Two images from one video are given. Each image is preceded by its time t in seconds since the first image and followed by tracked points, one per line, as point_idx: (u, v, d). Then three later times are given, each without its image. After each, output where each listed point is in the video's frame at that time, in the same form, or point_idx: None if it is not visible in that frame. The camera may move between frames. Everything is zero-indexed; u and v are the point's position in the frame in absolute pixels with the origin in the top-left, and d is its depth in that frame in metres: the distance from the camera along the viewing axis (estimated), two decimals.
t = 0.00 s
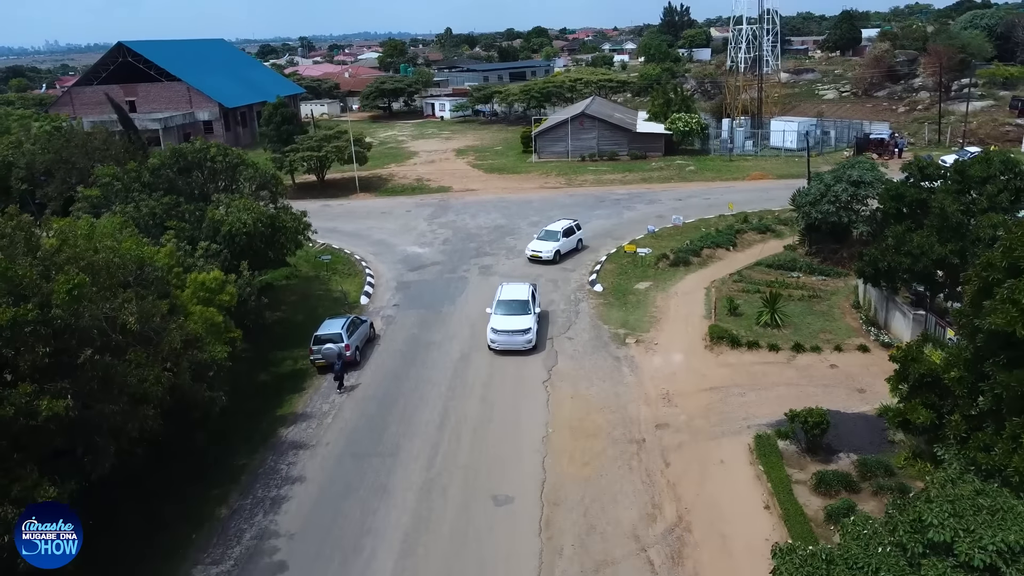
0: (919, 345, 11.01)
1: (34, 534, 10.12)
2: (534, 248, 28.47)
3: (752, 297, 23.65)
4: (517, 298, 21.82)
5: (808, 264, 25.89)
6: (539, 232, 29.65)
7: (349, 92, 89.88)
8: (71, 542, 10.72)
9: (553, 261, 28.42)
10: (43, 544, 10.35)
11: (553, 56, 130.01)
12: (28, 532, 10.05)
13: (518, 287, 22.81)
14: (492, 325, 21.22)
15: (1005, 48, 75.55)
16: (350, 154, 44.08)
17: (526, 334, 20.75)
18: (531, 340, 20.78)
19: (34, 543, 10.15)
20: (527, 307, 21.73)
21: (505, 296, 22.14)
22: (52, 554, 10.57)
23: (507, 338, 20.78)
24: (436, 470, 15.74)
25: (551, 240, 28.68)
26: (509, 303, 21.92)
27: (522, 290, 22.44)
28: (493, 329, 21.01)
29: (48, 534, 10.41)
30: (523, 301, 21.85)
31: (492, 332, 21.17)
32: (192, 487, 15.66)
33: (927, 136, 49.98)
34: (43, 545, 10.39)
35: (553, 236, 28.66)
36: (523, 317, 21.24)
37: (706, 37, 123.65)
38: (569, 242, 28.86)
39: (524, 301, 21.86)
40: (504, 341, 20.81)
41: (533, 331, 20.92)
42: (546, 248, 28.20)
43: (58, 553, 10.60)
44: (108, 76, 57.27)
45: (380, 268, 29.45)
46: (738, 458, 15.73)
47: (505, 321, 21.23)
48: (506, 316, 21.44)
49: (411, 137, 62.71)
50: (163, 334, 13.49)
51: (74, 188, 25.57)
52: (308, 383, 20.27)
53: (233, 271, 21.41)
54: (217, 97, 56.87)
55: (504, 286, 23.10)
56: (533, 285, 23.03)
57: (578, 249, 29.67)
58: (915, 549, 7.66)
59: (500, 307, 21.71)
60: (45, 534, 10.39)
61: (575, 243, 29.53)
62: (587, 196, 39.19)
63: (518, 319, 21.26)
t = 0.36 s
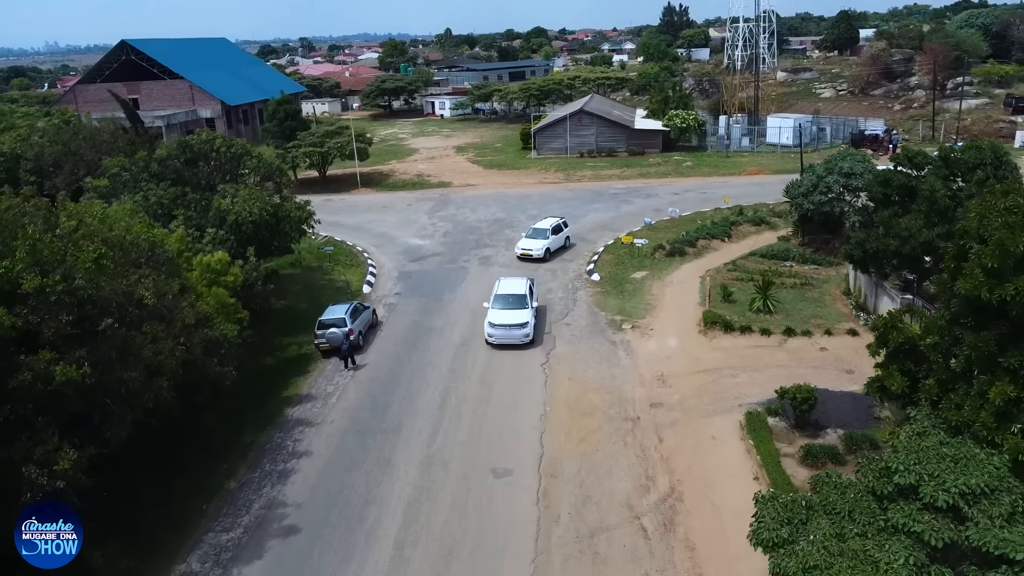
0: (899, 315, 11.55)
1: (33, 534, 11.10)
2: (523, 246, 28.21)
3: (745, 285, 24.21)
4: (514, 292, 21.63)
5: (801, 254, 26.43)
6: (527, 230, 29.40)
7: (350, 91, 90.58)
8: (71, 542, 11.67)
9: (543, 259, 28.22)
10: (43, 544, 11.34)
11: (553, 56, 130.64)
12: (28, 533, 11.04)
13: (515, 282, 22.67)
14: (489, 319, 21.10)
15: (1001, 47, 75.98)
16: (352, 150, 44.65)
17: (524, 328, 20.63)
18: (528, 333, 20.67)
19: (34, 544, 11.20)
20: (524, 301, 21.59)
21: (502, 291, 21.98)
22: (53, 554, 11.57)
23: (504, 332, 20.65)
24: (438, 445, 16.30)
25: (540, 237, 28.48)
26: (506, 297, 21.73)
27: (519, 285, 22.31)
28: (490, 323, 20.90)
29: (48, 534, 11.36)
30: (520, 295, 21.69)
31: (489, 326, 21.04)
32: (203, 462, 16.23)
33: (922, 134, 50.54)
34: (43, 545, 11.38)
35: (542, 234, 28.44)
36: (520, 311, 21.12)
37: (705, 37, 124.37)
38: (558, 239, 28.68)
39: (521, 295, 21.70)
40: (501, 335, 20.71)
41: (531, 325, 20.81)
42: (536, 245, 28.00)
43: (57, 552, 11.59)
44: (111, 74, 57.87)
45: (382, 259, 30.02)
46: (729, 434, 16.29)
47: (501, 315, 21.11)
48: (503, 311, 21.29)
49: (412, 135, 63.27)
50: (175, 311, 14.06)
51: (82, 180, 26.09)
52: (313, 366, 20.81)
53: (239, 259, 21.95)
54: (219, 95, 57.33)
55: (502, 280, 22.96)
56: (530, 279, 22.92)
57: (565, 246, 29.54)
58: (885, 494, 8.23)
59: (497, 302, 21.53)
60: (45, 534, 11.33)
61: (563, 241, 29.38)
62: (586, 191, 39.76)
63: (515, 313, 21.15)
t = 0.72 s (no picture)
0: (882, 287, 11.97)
1: (34, 534, 11.10)
2: (515, 244, 27.91)
3: (739, 275, 24.75)
4: (512, 287, 21.60)
5: (794, 245, 26.98)
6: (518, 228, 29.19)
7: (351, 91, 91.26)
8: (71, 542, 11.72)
9: (535, 257, 28.03)
10: (43, 544, 11.29)
11: (552, 57, 131.28)
12: (28, 532, 11.04)
13: (513, 276, 22.63)
14: (486, 313, 21.11)
15: (996, 47, 76.51)
16: (354, 147, 45.20)
17: (522, 323, 20.64)
18: (526, 329, 20.68)
19: (35, 543, 11.14)
20: (522, 296, 21.57)
21: (500, 286, 21.96)
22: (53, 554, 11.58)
23: (502, 326, 20.70)
24: (439, 424, 16.84)
25: (532, 236, 28.24)
26: (504, 292, 21.70)
27: (518, 280, 22.26)
28: (488, 317, 20.93)
29: (49, 534, 11.42)
30: (518, 290, 21.67)
31: (487, 321, 21.02)
32: (212, 440, 16.76)
33: (916, 132, 51.13)
34: (45, 546, 11.38)
35: (534, 232, 28.22)
36: (518, 306, 21.09)
37: (703, 38, 125.12)
38: (549, 238, 28.50)
39: (519, 290, 21.68)
40: (499, 329, 20.76)
41: (529, 320, 20.80)
42: (528, 244, 27.76)
43: (58, 552, 11.58)
44: (115, 73, 58.41)
45: (384, 252, 30.55)
46: (721, 413, 16.80)
47: (499, 310, 21.09)
48: (501, 305, 21.28)
49: (412, 133, 63.85)
50: (186, 291, 14.61)
51: (90, 172, 26.60)
52: (317, 351, 21.33)
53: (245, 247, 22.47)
54: (221, 93, 57.73)
55: (499, 275, 22.94)
56: (528, 274, 22.93)
57: (555, 246, 29.33)
58: (859, 448, 8.80)
59: (495, 296, 21.47)
60: (46, 534, 11.36)
61: (553, 239, 29.23)
62: (584, 187, 40.33)
63: (513, 308, 21.13)
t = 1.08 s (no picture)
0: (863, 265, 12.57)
1: (33, 534, 12.09)
2: (508, 243, 27.76)
3: (733, 266, 25.38)
4: (510, 283, 21.68)
5: (787, 238, 27.59)
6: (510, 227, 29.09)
7: (351, 91, 92.00)
8: (72, 542, 12.46)
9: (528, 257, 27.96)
10: (44, 543, 12.18)
11: (552, 59, 132.01)
12: (28, 532, 12.07)
13: (511, 273, 22.68)
14: (485, 309, 21.06)
15: (992, 48, 77.13)
16: (356, 144, 45.86)
17: (520, 319, 20.60)
18: (524, 324, 20.62)
19: (36, 543, 12.08)
20: (520, 291, 21.59)
21: (498, 282, 22.01)
22: (53, 554, 12.26)
23: (500, 322, 20.64)
24: (440, 404, 17.45)
25: (525, 234, 28.18)
26: (502, 288, 21.78)
27: (516, 276, 22.32)
28: (486, 313, 20.86)
29: (48, 534, 12.32)
30: (516, 286, 21.73)
31: (486, 316, 20.98)
32: (222, 420, 17.38)
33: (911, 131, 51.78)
34: (45, 544, 12.21)
35: (527, 231, 28.16)
36: (517, 301, 21.06)
37: (702, 40, 126.00)
38: (541, 236, 28.48)
39: (517, 286, 21.71)
40: (498, 324, 20.70)
41: (527, 315, 20.74)
42: (522, 243, 27.67)
43: (59, 552, 12.29)
44: (118, 73, 59.12)
45: (386, 245, 31.17)
46: (713, 393, 17.42)
47: (497, 306, 21.07)
48: (499, 301, 21.27)
49: (413, 133, 64.54)
50: (199, 274, 15.31)
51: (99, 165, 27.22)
52: (322, 338, 21.93)
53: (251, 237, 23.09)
54: (224, 93, 58.34)
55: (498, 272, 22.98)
56: (527, 271, 22.99)
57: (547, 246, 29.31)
58: (833, 407, 9.45)
59: (494, 292, 21.51)
60: (45, 535, 12.26)
61: (545, 238, 29.22)
62: (583, 183, 40.98)
63: (512, 303, 21.10)
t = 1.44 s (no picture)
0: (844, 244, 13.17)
1: (33, 534, 12.23)
2: (503, 241, 27.67)
3: (727, 257, 26.02)
4: (509, 279, 21.67)
5: (780, 230, 28.23)
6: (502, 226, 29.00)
7: (352, 92, 92.70)
8: (71, 541, 12.41)
9: (522, 255, 27.90)
10: (43, 544, 12.23)
11: (551, 60, 132.74)
12: (28, 533, 12.21)
13: (509, 269, 22.69)
14: (483, 305, 21.07)
15: (987, 49, 77.87)
16: (357, 142, 46.49)
17: (519, 315, 20.63)
18: (523, 320, 20.66)
19: (35, 543, 12.17)
20: (518, 287, 21.62)
21: (496, 278, 22.02)
22: (54, 554, 12.21)
23: (499, 318, 20.62)
24: (442, 385, 18.08)
25: (518, 233, 28.13)
26: (501, 284, 21.78)
27: (513, 271, 22.35)
28: (485, 309, 20.85)
29: (48, 533, 12.39)
30: (514, 282, 21.72)
31: (484, 312, 20.97)
32: (230, 400, 17.99)
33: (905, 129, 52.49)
34: (46, 543, 12.26)
35: (520, 230, 28.11)
36: (515, 297, 21.11)
37: (700, 41, 126.87)
38: (534, 235, 28.49)
39: (515, 282, 21.74)
40: (496, 321, 20.67)
41: (526, 311, 20.79)
42: (516, 242, 27.58)
43: (58, 552, 12.24)
44: (122, 72, 59.72)
45: (387, 239, 31.79)
46: (705, 375, 18.05)
47: (496, 302, 21.09)
48: (498, 297, 21.29)
49: (413, 132, 65.22)
50: (209, 259, 16.10)
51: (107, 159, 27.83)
52: (326, 325, 22.52)
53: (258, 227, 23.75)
54: (226, 92, 58.89)
55: (496, 268, 22.95)
56: (525, 267, 22.97)
57: (538, 245, 29.25)
58: (811, 371, 10.11)
59: (492, 288, 21.51)
60: (45, 534, 12.33)
61: (537, 237, 29.25)
62: (580, 180, 41.65)
63: (510, 299, 21.17)
